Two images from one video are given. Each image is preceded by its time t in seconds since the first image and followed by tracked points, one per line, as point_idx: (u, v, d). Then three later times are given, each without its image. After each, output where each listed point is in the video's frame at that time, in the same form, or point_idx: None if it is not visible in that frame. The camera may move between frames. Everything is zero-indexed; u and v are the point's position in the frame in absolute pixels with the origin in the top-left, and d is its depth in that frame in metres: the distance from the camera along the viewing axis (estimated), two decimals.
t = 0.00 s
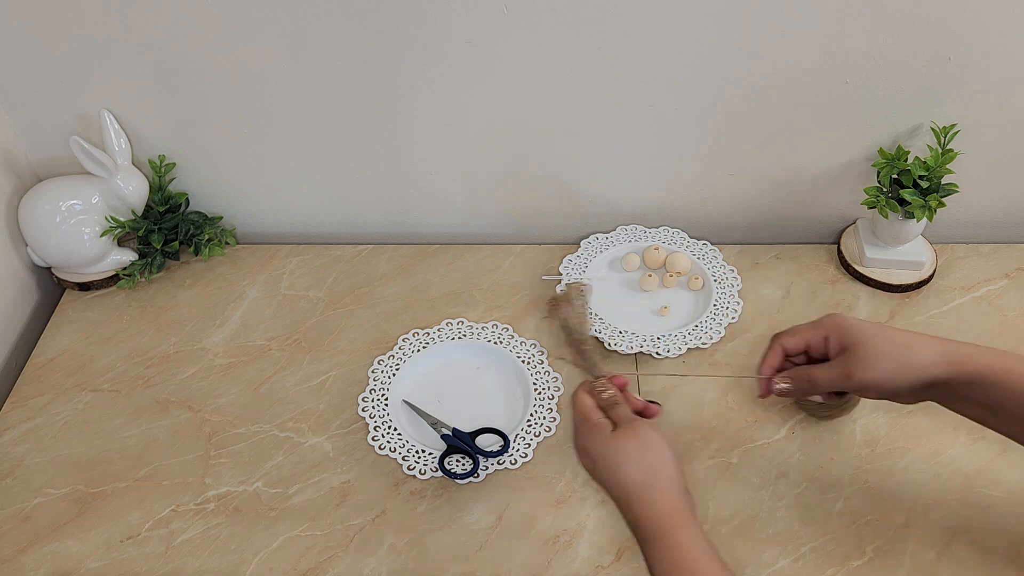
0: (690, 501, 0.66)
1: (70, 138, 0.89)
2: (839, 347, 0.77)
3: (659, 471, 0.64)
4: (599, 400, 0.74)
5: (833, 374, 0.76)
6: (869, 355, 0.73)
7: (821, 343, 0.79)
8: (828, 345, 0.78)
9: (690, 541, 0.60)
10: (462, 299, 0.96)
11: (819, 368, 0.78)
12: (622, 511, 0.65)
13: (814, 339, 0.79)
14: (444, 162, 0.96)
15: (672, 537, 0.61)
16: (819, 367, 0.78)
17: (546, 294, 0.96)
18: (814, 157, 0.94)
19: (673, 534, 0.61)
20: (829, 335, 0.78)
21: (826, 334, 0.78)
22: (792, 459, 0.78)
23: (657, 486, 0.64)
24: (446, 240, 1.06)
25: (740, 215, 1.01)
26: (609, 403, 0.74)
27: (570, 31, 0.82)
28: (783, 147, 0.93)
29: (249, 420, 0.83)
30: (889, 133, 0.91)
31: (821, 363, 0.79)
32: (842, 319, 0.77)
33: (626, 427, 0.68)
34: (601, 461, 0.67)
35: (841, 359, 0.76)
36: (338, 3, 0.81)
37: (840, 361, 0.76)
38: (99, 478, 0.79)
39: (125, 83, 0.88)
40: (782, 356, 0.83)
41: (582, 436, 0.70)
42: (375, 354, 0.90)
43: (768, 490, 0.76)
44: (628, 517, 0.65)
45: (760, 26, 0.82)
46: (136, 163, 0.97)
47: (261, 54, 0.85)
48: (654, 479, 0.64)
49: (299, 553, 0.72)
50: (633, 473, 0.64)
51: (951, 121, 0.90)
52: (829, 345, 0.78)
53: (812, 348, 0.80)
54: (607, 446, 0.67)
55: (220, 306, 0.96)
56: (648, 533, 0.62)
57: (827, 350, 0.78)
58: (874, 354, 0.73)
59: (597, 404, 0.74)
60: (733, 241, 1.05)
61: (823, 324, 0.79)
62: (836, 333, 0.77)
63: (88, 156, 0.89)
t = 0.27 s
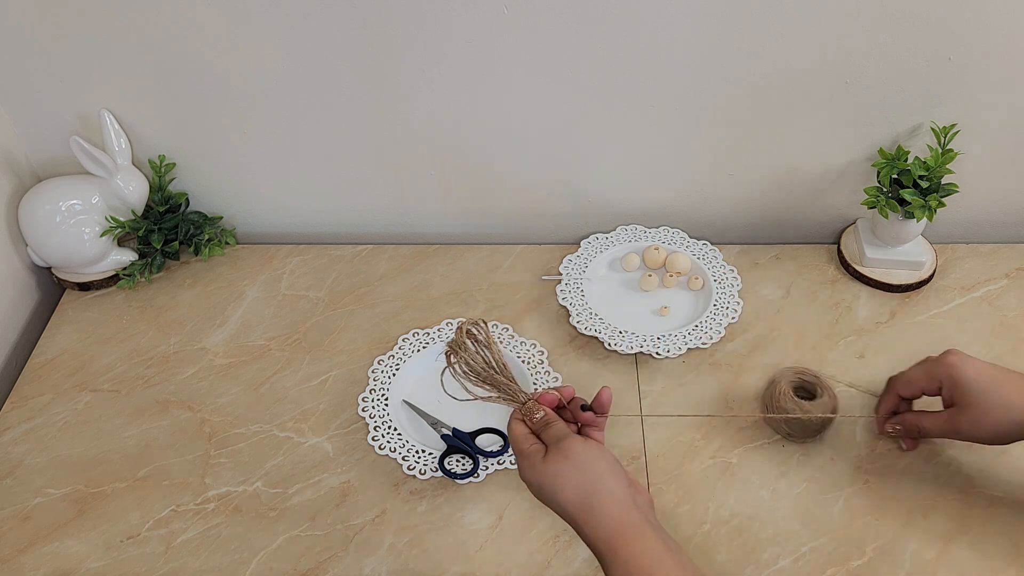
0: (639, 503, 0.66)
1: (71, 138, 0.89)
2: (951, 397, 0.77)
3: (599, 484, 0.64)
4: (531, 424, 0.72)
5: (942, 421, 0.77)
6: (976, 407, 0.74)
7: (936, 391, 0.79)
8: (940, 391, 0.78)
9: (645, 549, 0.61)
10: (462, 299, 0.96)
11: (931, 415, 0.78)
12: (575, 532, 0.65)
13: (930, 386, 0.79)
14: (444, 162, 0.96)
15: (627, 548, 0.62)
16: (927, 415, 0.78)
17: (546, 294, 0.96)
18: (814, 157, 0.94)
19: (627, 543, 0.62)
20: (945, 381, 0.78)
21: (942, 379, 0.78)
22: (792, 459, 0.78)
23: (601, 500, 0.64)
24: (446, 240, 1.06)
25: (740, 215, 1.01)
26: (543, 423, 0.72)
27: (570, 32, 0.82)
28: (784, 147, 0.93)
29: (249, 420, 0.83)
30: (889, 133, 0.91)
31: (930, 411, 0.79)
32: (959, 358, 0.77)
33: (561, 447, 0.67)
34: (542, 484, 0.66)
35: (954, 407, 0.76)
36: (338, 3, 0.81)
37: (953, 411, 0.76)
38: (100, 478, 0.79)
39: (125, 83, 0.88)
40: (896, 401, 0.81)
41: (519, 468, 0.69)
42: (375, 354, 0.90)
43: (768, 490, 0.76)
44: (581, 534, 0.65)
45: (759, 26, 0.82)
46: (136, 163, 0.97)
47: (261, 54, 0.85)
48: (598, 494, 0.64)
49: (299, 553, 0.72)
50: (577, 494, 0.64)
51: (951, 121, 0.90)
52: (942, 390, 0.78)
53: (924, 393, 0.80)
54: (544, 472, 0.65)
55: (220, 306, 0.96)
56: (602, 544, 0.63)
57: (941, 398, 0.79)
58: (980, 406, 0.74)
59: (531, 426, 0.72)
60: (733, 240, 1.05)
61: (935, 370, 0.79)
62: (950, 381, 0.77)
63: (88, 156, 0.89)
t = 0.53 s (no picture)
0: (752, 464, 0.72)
1: (71, 138, 0.89)
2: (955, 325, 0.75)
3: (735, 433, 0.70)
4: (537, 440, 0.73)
5: (941, 353, 0.76)
6: (978, 338, 0.73)
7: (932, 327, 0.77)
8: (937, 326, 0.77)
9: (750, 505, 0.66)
10: (462, 299, 0.96)
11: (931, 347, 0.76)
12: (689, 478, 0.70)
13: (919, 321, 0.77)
14: (444, 163, 0.96)
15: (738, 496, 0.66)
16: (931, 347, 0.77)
17: (546, 294, 0.96)
18: (814, 157, 0.94)
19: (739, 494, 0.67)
20: (947, 314, 0.76)
21: (945, 312, 0.76)
22: (792, 459, 0.78)
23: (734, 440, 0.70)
24: (446, 240, 1.06)
25: (740, 216, 1.01)
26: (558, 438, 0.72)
27: (570, 31, 0.82)
28: (784, 147, 0.93)
29: (249, 420, 0.83)
30: (889, 133, 0.91)
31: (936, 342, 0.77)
32: (967, 292, 0.75)
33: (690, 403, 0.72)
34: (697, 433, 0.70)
35: (954, 339, 0.75)
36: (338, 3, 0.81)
37: (952, 341, 0.75)
38: (100, 478, 0.79)
39: (125, 83, 0.88)
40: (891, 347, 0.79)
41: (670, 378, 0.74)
42: (375, 354, 0.90)
43: (768, 490, 0.76)
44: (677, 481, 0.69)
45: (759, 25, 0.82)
46: (136, 163, 0.97)
47: (261, 54, 0.85)
48: (737, 443, 0.69)
49: (299, 553, 0.72)
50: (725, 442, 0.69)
51: (951, 121, 0.90)
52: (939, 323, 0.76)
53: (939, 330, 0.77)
54: (691, 400, 0.72)
55: (220, 306, 0.96)
56: (708, 493, 0.67)
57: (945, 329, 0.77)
58: (992, 332, 0.73)
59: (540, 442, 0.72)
60: (733, 241, 1.05)
61: (948, 303, 0.76)
62: (949, 309, 0.75)
63: (88, 156, 0.89)
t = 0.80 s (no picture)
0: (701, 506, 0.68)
1: (71, 138, 0.89)
2: (936, 305, 0.78)
3: (680, 475, 0.67)
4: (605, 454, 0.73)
5: (929, 333, 0.77)
6: (964, 313, 0.76)
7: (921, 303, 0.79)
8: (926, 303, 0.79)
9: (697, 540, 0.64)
10: (462, 299, 0.96)
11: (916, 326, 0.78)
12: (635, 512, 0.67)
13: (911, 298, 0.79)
14: (444, 163, 0.96)
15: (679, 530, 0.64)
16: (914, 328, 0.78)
17: (546, 294, 0.96)
18: (814, 157, 0.94)
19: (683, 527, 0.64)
20: (931, 291, 0.78)
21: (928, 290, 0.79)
22: (792, 459, 0.78)
23: (676, 484, 0.67)
24: (445, 240, 1.06)
25: (739, 216, 1.01)
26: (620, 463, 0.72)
27: (570, 31, 0.82)
28: (783, 147, 0.93)
29: (249, 420, 0.83)
30: (889, 133, 0.91)
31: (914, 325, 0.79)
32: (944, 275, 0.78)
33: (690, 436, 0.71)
34: (631, 461, 0.69)
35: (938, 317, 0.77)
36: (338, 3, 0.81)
37: (937, 320, 0.77)
38: (100, 478, 0.79)
39: (125, 83, 0.88)
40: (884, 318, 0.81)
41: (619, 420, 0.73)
42: (375, 354, 0.90)
43: (768, 490, 0.76)
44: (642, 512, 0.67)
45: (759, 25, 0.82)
46: (136, 163, 0.97)
47: (261, 54, 0.85)
48: (682, 483, 0.67)
49: (299, 553, 0.72)
50: (675, 474, 0.67)
51: (951, 121, 0.90)
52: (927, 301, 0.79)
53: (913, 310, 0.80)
54: (638, 436, 0.70)
55: (220, 306, 0.96)
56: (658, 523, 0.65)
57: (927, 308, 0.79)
58: (970, 313, 0.75)
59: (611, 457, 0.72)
60: (733, 241, 1.05)
61: (925, 281, 0.79)
62: (938, 288, 0.78)
63: (88, 156, 0.89)
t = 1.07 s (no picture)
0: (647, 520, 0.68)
1: (71, 138, 0.89)
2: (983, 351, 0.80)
3: (621, 490, 0.66)
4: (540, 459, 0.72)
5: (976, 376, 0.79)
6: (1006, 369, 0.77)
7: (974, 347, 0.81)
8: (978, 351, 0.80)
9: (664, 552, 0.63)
10: (462, 299, 0.96)
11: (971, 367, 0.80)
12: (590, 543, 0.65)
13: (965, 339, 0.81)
14: (444, 163, 0.96)
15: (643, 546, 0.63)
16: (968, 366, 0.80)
17: (546, 294, 0.96)
18: (814, 157, 0.94)
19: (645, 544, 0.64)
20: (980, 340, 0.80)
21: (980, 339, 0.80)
22: (792, 459, 0.78)
23: (624, 504, 0.66)
24: (445, 240, 1.06)
25: (739, 216, 1.01)
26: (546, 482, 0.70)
27: (569, 32, 0.82)
28: (783, 146, 0.93)
29: (249, 420, 0.83)
30: (889, 132, 0.91)
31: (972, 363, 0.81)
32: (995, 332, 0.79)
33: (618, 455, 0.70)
34: (573, 490, 0.66)
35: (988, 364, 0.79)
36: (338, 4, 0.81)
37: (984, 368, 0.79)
38: (99, 479, 0.79)
39: (125, 83, 0.88)
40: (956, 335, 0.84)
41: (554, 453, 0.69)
42: (375, 354, 0.90)
43: (768, 490, 0.76)
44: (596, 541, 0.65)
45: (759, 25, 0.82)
46: (136, 163, 0.97)
47: (261, 54, 0.85)
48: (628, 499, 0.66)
49: (299, 553, 0.72)
50: (621, 496, 0.66)
51: (951, 121, 0.90)
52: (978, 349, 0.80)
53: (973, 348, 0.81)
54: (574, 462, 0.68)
55: (220, 306, 0.96)
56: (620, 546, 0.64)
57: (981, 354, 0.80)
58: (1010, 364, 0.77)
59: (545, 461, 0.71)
60: (733, 240, 1.05)
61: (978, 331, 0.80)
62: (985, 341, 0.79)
63: (88, 156, 0.89)
